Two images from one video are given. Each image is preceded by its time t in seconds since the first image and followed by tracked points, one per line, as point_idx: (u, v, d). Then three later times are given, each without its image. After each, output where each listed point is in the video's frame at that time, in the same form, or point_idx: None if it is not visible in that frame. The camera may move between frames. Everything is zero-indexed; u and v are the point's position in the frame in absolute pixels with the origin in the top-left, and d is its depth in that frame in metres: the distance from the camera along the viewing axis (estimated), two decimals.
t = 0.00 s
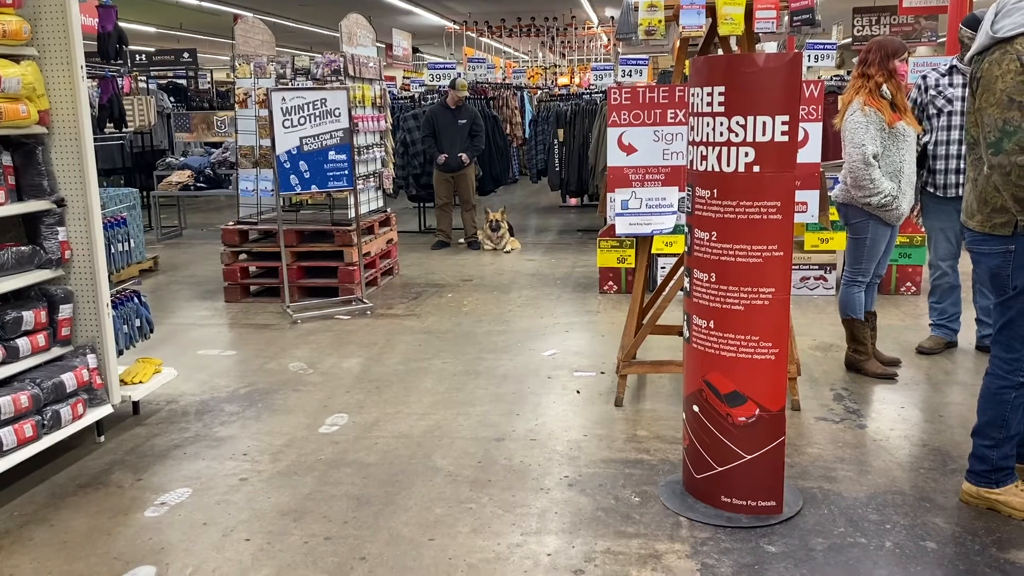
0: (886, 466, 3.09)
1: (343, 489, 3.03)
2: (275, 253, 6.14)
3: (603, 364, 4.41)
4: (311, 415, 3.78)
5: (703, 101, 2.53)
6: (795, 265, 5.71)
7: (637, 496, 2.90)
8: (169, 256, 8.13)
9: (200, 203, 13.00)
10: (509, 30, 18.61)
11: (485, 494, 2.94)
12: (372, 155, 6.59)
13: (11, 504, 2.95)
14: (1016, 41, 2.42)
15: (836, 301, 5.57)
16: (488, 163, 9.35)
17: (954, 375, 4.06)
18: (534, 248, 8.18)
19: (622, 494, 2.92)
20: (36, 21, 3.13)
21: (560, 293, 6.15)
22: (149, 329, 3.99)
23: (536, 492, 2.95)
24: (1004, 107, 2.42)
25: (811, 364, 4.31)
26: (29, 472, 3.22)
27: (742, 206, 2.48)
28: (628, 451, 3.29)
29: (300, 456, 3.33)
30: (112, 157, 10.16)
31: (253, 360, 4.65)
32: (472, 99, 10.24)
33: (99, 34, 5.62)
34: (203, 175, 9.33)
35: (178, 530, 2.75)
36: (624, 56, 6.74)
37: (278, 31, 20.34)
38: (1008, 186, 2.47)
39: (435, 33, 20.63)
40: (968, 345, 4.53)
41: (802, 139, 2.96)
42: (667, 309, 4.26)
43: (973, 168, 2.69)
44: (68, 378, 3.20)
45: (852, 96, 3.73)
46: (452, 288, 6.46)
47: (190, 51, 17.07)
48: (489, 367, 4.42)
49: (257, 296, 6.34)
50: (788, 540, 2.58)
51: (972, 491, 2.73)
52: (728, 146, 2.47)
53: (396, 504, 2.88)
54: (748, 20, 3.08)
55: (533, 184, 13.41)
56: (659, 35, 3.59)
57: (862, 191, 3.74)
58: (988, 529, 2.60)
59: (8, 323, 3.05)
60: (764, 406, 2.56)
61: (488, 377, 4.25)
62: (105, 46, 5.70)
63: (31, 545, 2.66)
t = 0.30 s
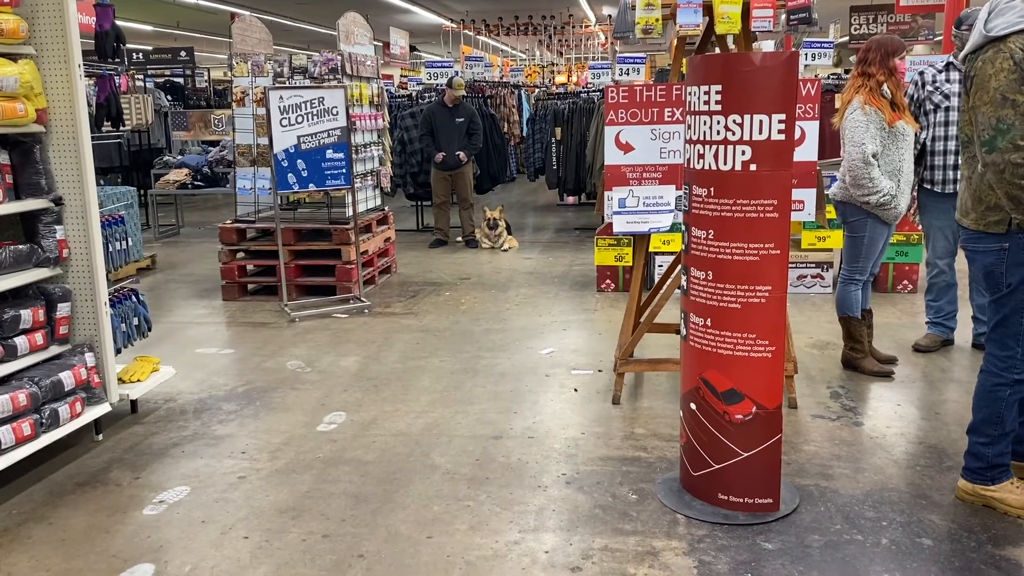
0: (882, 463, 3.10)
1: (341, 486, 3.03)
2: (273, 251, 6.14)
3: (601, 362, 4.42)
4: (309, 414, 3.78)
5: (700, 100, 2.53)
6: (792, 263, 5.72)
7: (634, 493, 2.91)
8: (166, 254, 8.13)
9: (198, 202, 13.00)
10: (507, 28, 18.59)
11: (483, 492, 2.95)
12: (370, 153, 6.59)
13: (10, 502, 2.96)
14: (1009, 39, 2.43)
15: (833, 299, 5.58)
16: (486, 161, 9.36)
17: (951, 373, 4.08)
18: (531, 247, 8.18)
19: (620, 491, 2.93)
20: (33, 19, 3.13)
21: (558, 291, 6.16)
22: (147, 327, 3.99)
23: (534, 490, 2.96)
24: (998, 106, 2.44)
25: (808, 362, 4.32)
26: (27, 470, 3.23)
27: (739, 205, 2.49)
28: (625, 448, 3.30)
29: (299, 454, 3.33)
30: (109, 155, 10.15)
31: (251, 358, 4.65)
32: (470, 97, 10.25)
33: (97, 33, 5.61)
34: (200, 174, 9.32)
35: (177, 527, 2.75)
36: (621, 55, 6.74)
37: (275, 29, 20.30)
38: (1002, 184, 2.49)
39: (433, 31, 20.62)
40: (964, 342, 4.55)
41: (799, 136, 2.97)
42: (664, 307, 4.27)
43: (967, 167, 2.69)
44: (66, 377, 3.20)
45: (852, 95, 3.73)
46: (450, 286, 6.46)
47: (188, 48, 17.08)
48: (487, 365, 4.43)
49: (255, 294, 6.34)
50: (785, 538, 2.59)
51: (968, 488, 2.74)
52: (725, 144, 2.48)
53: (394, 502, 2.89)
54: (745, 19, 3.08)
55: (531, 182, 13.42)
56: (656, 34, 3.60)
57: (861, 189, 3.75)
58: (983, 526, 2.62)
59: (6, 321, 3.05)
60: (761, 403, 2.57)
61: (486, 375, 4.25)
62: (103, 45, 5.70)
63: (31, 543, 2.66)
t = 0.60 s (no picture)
0: (881, 463, 3.10)
1: (339, 486, 3.03)
2: (270, 251, 6.13)
3: (599, 362, 4.42)
4: (308, 413, 3.78)
5: (698, 99, 2.53)
6: (790, 262, 5.73)
7: (633, 493, 2.91)
8: (164, 253, 8.12)
9: (196, 201, 12.98)
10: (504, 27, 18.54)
11: (482, 492, 2.95)
12: (368, 153, 6.59)
13: (7, 502, 2.95)
14: (1007, 40, 2.43)
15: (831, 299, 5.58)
16: (484, 160, 9.36)
17: (949, 372, 4.08)
18: (529, 246, 8.18)
19: (618, 491, 2.93)
20: (31, 20, 3.13)
21: (556, 290, 6.16)
22: (145, 327, 3.98)
23: (533, 489, 2.96)
24: (995, 106, 2.44)
25: (806, 361, 4.32)
26: (25, 470, 3.22)
27: (737, 204, 2.49)
28: (624, 448, 3.30)
29: (297, 454, 3.33)
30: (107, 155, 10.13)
31: (249, 358, 4.65)
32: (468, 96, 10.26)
33: (94, 32, 5.59)
34: (198, 173, 9.30)
35: (175, 527, 2.75)
36: (619, 54, 6.74)
37: (272, 28, 20.27)
38: (1001, 183, 2.49)
39: (430, 30, 20.60)
40: (962, 341, 4.55)
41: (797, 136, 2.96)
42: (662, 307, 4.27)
43: (965, 167, 2.70)
44: (64, 377, 3.20)
45: (849, 95, 3.74)
46: (448, 285, 6.46)
47: (185, 48, 17.05)
48: (485, 364, 4.43)
49: (253, 293, 6.34)
50: (783, 537, 2.59)
51: (966, 487, 2.74)
52: (723, 144, 2.48)
53: (392, 502, 2.89)
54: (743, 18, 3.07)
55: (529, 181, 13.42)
56: (654, 32, 3.63)
57: (858, 189, 3.76)
58: (982, 525, 2.62)
59: (4, 321, 3.05)
60: (759, 403, 2.57)
61: (484, 375, 4.25)
62: (100, 44, 5.67)
63: (29, 543, 2.66)
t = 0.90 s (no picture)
0: (880, 462, 3.10)
1: (338, 486, 3.02)
2: (269, 250, 6.12)
3: (599, 361, 4.42)
4: (307, 413, 3.77)
5: (698, 98, 2.53)
6: (790, 261, 5.72)
7: (632, 492, 2.90)
8: (162, 253, 8.10)
9: (194, 200, 12.96)
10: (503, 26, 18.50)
11: (481, 491, 2.95)
12: (367, 152, 6.58)
13: (5, 502, 2.94)
14: (1006, 39, 2.43)
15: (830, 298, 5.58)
16: (483, 159, 9.35)
17: (948, 371, 4.08)
18: (528, 245, 8.17)
19: (618, 490, 2.92)
20: (29, 18, 3.12)
21: (555, 290, 6.15)
22: (144, 326, 3.98)
23: (532, 489, 2.96)
24: (994, 105, 2.44)
25: (806, 361, 4.32)
26: (23, 470, 3.21)
27: (736, 203, 2.48)
28: (623, 447, 3.30)
29: (296, 454, 3.32)
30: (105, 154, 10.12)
31: (248, 358, 4.64)
32: (467, 95, 10.25)
33: (92, 30, 5.56)
34: (197, 172, 9.28)
35: (174, 528, 2.74)
36: (618, 53, 6.73)
37: (270, 28, 20.24)
38: (1000, 183, 2.48)
39: (429, 30, 20.58)
40: (961, 341, 4.55)
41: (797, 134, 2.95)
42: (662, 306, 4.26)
43: (965, 166, 2.69)
44: (62, 377, 3.19)
45: (848, 94, 3.73)
46: (447, 285, 6.45)
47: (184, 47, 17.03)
48: (485, 364, 4.43)
49: (252, 293, 6.33)
50: (783, 537, 2.58)
51: (966, 486, 2.74)
52: (723, 143, 2.48)
53: (392, 502, 2.88)
54: (742, 17, 3.06)
55: (528, 180, 13.42)
56: (654, 32, 3.61)
57: (856, 188, 3.75)
58: (982, 524, 2.62)
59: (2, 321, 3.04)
60: (759, 402, 2.56)
61: (483, 374, 4.25)
62: (98, 43, 5.65)
63: (28, 544, 2.65)
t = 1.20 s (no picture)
0: (878, 459, 3.10)
1: (336, 484, 3.01)
2: (267, 248, 6.11)
3: (596, 359, 4.41)
4: (304, 411, 3.76)
5: (696, 95, 2.52)
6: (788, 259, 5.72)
7: (630, 490, 2.90)
8: (160, 252, 8.08)
9: (192, 199, 12.95)
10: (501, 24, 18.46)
11: (479, 489, 2.94)
12: (364, 150, 6.57)
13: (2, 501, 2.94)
14: (1004, 35, 2.42)
15: (828, 296, 5.58)
16: (481, 158, 9.35)
17: (946, 369, 4.08)
18: (526, 243, 8.17)
19: (616, 488, 2.92)
20: (24, 15, 3.11)
21: (553, 288, 6.15)
22: (141, 324, 3.97)
23: (530, 487, 2.95)
24: (992, 102, 2.43)
25: (804, 358, 4.31)
26: (20, 468, 3.20)
27: (734, 200, 2.48)
28: (621, 445, 3.29)
29: (293, 452, 3.32)
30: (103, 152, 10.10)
31: (245, 356, 4.63)
32: (465, 93, 10.25)
33: (89, 28, 5.55)
34: (194, 171, 9.26)
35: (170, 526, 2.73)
36: (616, 51, 6.72)
37: (268, 27, 20.22)
38: (998, 179, 2.48)
39: (427, 28, 20.57)
40: (959, 338, 4.55)
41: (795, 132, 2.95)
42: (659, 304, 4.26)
43: (963, 162, 2.69)
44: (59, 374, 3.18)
45: (844, 92, 3.73)
46: (445, 283, 6.45)
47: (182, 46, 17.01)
48: (482, 362, 4.42)
49: (249, 291, 6.32)
50: (781, 534, 2.58)
51: (965, 483, 2.74)
52: (721, 139, 2.47)
53: (389, 500, 2.87)
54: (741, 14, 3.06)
55: (526, 178, 13.42)
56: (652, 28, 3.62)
57: (852, 186, 3.75)
58: (980, 521, 2.61)
59: None
60: (757, 399, 2.56)
61: (481, 372, 4.24)
62: (95, 40, 5.63)
63: (26, 538, 2.66)
